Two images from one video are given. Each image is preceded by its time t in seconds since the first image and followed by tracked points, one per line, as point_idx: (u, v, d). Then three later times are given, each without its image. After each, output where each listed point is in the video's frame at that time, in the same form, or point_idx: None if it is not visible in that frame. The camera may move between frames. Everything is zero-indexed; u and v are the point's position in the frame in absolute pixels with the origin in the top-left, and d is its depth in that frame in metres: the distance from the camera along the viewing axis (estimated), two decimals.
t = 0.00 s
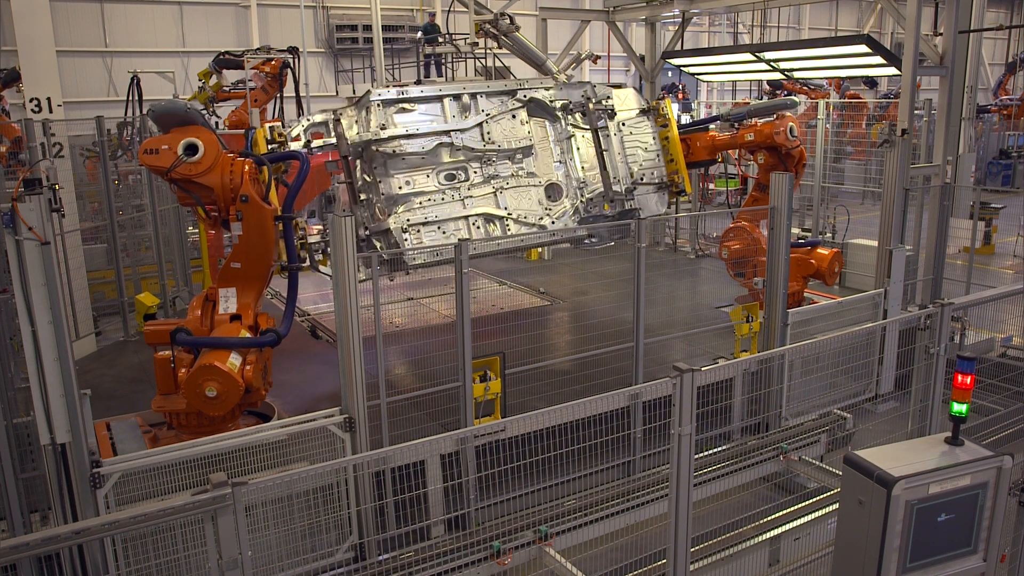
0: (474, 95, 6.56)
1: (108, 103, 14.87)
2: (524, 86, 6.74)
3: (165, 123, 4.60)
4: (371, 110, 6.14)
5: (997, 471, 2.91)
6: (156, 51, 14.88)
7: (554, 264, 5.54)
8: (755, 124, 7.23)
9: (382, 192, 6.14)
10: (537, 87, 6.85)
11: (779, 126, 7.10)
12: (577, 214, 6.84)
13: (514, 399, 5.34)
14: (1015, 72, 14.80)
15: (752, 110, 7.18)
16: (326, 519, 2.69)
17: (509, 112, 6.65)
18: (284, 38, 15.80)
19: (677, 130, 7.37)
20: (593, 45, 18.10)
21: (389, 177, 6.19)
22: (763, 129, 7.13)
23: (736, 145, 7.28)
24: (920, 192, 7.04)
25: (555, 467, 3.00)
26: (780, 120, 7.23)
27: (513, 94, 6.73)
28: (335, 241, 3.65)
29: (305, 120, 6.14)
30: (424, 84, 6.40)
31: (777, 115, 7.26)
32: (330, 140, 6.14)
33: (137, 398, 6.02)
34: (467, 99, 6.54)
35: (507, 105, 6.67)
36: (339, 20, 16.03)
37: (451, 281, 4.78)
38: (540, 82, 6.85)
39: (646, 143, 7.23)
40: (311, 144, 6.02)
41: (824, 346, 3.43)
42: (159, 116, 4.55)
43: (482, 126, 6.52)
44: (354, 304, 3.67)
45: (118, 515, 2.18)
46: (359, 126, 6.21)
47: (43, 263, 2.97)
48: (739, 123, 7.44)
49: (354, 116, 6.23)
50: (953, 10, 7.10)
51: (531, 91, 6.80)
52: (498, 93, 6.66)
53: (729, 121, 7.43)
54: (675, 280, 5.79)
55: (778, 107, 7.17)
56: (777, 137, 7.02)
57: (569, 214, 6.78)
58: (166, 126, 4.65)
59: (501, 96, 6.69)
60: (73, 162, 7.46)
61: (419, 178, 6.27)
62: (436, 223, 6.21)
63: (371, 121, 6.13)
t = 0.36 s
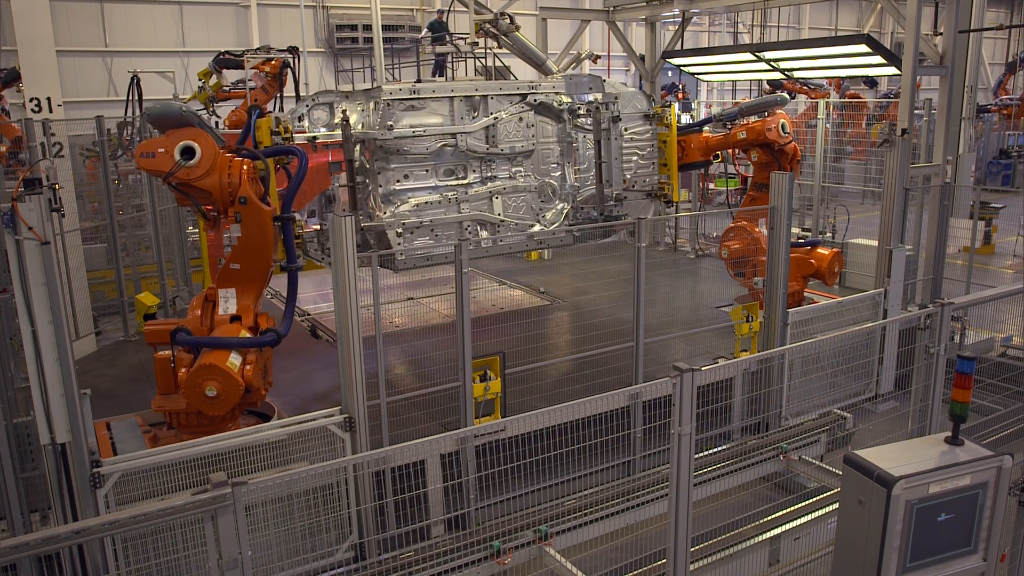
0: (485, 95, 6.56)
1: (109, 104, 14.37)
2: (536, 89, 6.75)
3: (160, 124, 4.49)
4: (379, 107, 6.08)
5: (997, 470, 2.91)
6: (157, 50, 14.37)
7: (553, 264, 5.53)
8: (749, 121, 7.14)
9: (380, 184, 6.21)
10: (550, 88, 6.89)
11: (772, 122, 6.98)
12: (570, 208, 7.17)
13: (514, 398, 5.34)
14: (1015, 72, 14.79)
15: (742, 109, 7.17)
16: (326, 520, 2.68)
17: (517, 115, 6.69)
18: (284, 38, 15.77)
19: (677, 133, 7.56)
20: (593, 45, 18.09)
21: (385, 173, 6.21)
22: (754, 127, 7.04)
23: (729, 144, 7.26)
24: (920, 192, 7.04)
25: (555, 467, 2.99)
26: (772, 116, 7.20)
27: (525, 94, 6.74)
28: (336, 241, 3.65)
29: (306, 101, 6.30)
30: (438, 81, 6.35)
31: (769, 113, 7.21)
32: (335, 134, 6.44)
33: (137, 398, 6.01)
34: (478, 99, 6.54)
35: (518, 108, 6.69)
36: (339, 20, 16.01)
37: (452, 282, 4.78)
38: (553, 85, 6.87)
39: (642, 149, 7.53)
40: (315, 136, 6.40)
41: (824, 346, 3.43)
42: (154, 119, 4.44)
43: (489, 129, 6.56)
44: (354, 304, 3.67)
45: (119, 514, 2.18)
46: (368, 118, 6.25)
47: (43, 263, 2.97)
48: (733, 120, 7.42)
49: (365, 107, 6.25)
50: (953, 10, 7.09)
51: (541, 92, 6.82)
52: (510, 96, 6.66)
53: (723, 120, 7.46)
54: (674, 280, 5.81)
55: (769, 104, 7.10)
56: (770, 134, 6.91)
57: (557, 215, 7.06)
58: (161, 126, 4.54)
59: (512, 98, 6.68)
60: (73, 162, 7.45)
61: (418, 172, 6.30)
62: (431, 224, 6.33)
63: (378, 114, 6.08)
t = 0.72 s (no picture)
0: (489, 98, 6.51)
1: (109, 104, 14.13)
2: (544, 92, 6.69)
3: (158, 126, 4.47)
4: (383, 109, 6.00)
5: (997, 471, 2.91)
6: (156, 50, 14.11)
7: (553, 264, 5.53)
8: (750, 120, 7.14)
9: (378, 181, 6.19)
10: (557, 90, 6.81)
11: (772, 123, 7.01)
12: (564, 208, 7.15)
13: (514, 398, 5.34)
14: (1015, 72, 14.79)
15: (743, 109, 7.21)
16: (325, 520, 2.68)
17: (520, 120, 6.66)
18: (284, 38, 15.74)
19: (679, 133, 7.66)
20: (593, 45, 18.08)
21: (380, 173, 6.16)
22: (754, 127, 7.08)
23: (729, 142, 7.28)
24: (920, 193, 7.04)
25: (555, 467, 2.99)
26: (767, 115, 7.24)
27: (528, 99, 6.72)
28: (335, 241, 3.65)
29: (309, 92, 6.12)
30: (444, 81, 6.26)
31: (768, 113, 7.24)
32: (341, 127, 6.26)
33: (137, 398, 6.01)
34: (484, 101, 6.48)
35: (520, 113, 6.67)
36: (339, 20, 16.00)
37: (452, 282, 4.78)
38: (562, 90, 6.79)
39: (643, 149, 7.54)
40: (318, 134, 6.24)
41: (824, 346, 3.43)
42: (152, 121, 4.42)
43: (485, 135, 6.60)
44: (354, 304, 3.67)
45: (119, 514, 2.18)
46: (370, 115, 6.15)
47: (43, 263, 2.97)
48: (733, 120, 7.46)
49: (368, 104, 6.13)
50: (953, 10, 7.09)
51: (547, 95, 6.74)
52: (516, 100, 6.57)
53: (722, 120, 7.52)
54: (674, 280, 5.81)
55: (770, 104, 7.15)
56: (770, 135, 6.93)
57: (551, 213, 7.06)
58: (158, 128, 4.53)
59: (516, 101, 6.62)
60: (73, 162, 7.45)
61: (419, 169, 6.27)
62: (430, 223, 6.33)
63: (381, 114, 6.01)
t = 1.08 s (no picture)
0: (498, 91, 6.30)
1: (108, 105, 14.01)
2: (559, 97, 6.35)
3: (154, 130, 4.49)
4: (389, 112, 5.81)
5: (997, 471, 2.92)
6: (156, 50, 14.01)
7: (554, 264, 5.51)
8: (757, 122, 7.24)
9: (380, 175, 6.05)
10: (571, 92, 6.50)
11: (780, 127, 7.13)
12: (558, 201, 7.04)
13: (513, 398, 5.34)
14: (1015, 72, 14.79)
15: (753, 110, 7.26)
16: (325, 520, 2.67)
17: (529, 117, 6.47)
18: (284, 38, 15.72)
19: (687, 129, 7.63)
20: (593, 46, 18.07)
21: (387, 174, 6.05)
22: (763, 129, 7.18)
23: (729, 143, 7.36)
24: (920, 193, 7.04)
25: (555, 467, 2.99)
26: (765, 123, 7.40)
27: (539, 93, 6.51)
28: (335, 241, 3.65)
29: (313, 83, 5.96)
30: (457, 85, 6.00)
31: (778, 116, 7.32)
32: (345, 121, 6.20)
33: (137, 398, 6.02)
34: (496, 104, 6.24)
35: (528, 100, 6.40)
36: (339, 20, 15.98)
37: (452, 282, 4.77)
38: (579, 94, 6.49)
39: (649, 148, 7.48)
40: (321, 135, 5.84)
41: (824, 346, 3.43)
42: (148, 125, 4.44)
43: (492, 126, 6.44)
44: (354, 303, 3.67)
45: (119, 514, 2.18)
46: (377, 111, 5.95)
47: (43, 263, 2.97)
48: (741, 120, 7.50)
49: (378, 100, 5.91)
50: (953, 11, 7.10)
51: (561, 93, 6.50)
52: (529, 106, 6.32)
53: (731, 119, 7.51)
54: (674, 280, 5.83)
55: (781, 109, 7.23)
56: (778, 138, 7.06)
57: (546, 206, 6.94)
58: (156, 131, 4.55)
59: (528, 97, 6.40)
60: (73, 162, 7.44)
61: (423, 166, 6.13)
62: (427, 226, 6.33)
63: (387, 116, 5.84)
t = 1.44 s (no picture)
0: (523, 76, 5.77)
1: (109, 105, 14.00)
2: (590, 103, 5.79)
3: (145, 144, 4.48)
4: (401, 115, 5.27)
5: (997, 471, 2.91)
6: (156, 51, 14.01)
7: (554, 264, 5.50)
8: (772, 127, 7.09)
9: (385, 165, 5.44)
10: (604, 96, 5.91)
11: (797, 138, 6.92)
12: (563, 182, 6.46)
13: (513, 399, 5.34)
14: (1015, 73, 14.80)
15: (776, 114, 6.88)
16: (325, 521, 2.67)
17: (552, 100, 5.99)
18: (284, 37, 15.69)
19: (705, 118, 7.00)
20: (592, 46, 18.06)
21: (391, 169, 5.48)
22: (781, 137, 6.97)
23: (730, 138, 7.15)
24: (920, 193, 7.04)
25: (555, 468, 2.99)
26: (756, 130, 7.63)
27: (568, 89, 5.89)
28: (335, 240, 3.65)
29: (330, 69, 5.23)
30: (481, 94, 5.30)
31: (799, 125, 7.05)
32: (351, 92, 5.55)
33: (137, 399, 6.02)
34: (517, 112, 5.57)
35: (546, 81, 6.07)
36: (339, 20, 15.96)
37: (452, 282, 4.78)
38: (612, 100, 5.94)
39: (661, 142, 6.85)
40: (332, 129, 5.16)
41: (824, 346, 3.42)
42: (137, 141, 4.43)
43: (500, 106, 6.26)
44: (354, 303, 3.66)
45: (118, 515, 2.18)
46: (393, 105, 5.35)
47: (43, 263, 2.96)
48: (758, 119, 7.11)
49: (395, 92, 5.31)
50: (953, 11, 7.10)
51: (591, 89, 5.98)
52: (557, 109, 5.67)
53: (749, 115, 7.11)
54: (674, 281, 5.83)
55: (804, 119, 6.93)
56: (795, 151, 6.89)
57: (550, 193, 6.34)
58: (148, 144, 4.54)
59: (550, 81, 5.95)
60: (73, 162, 7.43)
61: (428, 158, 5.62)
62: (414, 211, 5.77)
63: (399, 116, 5.28)
